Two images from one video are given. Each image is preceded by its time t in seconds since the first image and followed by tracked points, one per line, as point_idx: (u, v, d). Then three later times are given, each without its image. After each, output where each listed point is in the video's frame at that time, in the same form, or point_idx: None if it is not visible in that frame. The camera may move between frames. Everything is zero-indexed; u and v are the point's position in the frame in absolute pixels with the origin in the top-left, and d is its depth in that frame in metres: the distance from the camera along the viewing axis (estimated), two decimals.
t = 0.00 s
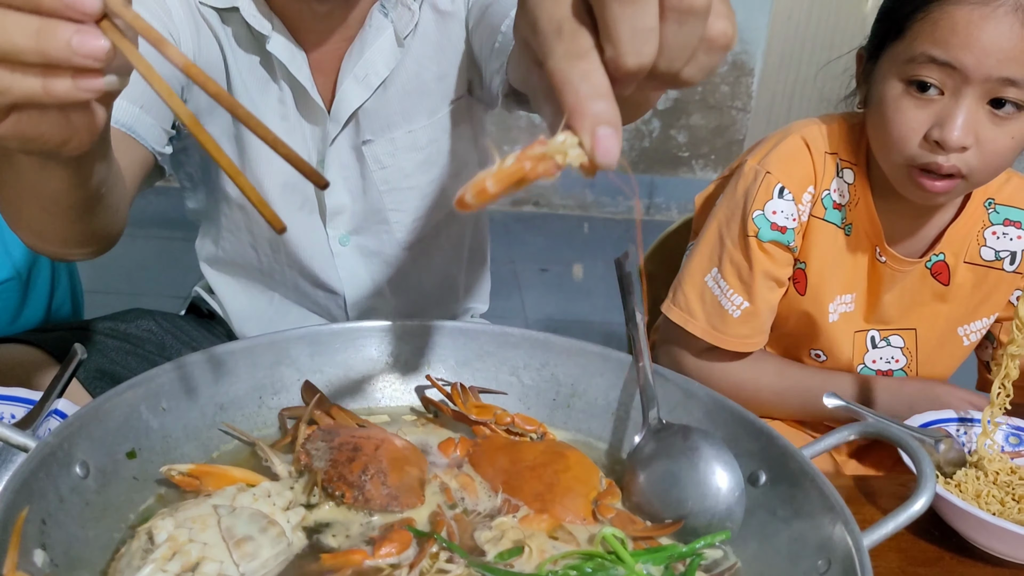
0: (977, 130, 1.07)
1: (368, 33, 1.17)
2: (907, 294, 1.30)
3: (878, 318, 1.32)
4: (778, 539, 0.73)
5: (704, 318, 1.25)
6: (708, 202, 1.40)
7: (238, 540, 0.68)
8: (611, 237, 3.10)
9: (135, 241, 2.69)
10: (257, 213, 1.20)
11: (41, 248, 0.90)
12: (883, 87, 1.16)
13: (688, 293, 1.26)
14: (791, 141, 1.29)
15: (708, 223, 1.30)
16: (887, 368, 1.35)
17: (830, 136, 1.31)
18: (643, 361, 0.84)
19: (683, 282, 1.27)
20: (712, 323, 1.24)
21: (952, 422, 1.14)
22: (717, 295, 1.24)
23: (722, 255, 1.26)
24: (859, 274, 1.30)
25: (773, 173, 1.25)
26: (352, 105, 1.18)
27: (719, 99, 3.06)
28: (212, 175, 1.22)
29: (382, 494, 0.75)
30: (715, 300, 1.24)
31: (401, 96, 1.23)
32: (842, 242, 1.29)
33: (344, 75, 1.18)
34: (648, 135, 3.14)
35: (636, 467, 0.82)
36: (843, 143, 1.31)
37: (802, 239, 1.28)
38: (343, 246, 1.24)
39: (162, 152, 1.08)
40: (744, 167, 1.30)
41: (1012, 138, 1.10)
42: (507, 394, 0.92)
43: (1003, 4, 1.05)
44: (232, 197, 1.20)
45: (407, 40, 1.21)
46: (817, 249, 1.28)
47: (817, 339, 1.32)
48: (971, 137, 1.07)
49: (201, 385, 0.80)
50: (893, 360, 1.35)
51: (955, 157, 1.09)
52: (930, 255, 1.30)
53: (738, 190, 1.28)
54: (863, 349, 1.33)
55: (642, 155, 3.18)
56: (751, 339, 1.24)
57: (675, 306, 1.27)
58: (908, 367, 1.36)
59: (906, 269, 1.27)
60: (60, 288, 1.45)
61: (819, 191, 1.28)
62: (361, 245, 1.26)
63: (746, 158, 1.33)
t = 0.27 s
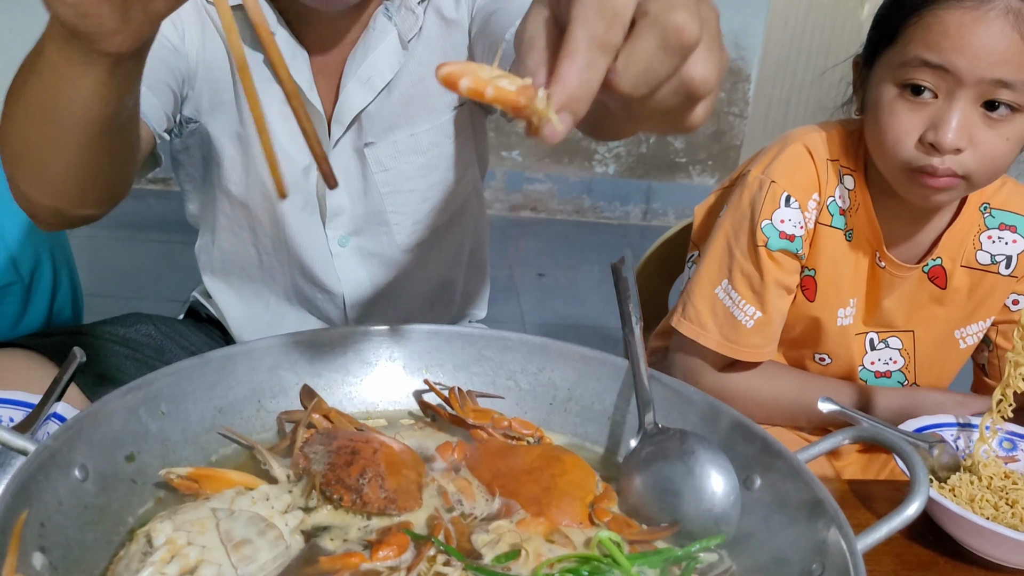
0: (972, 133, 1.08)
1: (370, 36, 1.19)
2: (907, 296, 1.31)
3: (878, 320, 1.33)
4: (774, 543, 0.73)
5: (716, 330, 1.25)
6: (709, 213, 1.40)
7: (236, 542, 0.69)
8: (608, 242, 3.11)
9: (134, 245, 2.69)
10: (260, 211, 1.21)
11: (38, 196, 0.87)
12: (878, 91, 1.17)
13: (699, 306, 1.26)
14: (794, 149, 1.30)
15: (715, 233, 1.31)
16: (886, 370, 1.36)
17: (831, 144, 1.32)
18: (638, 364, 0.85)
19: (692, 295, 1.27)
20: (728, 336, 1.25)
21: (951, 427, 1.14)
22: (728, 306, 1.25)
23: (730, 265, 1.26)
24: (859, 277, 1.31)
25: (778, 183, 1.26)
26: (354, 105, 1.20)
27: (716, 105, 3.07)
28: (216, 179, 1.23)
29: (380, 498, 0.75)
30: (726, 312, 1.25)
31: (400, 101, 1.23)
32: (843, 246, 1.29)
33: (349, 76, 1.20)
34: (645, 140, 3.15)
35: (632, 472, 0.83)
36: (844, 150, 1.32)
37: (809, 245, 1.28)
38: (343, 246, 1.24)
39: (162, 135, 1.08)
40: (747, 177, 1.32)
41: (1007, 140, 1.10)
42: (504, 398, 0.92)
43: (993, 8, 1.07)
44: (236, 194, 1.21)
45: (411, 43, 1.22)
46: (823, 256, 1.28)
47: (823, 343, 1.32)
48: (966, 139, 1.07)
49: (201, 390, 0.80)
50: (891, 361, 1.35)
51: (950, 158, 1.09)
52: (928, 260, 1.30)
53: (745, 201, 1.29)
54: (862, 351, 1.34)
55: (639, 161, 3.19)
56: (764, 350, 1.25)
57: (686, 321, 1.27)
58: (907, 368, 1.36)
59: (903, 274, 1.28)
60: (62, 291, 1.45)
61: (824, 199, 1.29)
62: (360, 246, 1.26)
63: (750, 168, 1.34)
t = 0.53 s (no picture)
0: (958, 134, 1.09)
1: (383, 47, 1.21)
2: (898, 299, 1.32)
3: (871, 320, 1.33)
4: (766, 547, 0.74)
5: (704, 327, 1.26)
6: (699, 215, 1.41)
7: (234, 547, 0.70)
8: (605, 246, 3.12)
9: (132, 248, 2.69)
10: (267, 210, 1.22)
11: (59, 167, 0.90)
12: (865, 95, 1.18)
13: (687, 304, 1.27)
14: (782, 150, 1.31)
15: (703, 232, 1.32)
16: (880, 370, 1.36)
17: (819, 147, 1.33)
18: (635, 371, 0.86)
19: (680, 291, 1.28)
20: (716, 332, 1.26)
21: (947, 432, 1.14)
22: (717, 304, 1.27)
23: (718, 264, 1.28)
24: (851, 278, 1.32)
25: (766, 184, 1.27)
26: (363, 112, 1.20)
27: (713, 109, 3.08)
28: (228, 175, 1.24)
29: (377, 502, 0.76)
30: (714, 308, 1.27)
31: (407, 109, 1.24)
32: (833, 248, 1.30)
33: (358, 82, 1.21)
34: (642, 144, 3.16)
35: (627, 476, 0.84)
36: (833, 153, 1.33)
37: (797, 245, 1.29)
38: (343, 247, 1.25)
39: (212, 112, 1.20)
40: (736, 177, 1.33)
41: (994, 142, 1.11)
42: (501, 403, 0.93)
43: (977, 12, 1.08)
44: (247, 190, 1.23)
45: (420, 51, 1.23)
46: (812, 255, 1.29)
47: (817, 345, 1.33)
48: (952, 142, 1.09)
49: (198, 392, 0.81)
50: (886, 361, 1.36)
51: (938, 161, 1.11)
52: (918, 260, 1.31)
53: (733, 199, 1.30)
54: (855, 351, 1.35)
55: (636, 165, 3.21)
56: (753, 348, 1.26)
57: (674, 319, 1.27)
58: (901, 368, 1.37)
59: (895, 276, 1.29)
60: (64, 297, 1.45)
61: (812, 200, 1.30)
62: (360, 248, 1.27)
63: (739, 168, 1.34)
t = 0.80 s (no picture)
0: (940, 133, 1.10)
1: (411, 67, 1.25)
2: (891, 297, 1.32)
3: (864, 320, 1.33)
4: (762, 549, 0.74)
5: (701, 335, 1.27)
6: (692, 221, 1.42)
7: (233, 549, 0.71)
8: (605, 248, 3.12)
9: (134, 250, 2.70)
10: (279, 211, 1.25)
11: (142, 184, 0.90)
12: (848, 96, 1.19)
13: (684, 312, 1.28)
14: (772, 156, 1.32)
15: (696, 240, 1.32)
16: (874, 368, 1.36)
17: (807, 150, 1.34)
18: (631, 374, 0.86)
19: (677, 301, 1.29)
20: (712, 339, 1.27)
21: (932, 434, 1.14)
22: (714, 312, 1.27)
23: (712, 271, 1.28)
24: (842, 278, 1.32)
25: (757, 189, 1.27)
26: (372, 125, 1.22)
27: (712, 112, 3.09)
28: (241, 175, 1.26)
29: (375, 504, 0.77)
30: (711, 317, 1.27)
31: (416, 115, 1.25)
32: (824, 249, 1.31)
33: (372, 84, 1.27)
34: (643, 147, 3.17)
35: (624, 479, 0.85)
36: (821, 155, 1.33)
37: (789, 250, 1.30)
38: (346, 246, 1.26)
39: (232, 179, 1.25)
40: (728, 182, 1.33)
41: (977, 139, 1.12)
42: (498, 405, 0.93)
43: (955, 11, 1.09)
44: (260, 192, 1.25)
45: (435, 54, 1.29)
46: (803, 257, 1.30)
47: (809, 347, 1.34)
48: (935, 140, 1.09)
49: (198, 395, 0.81)
50: (879, 359, 1.36)
51: (922, 160, 1.11)
52: (907, 259, 1.31)
53: (724, 208, 1.30)
54: (849, 350, 1.35)
55: (636, 167, 3.21)
56: (750, 353, 1.26)
57: (671, 327, 1.28)
58: (895, 366, 1.37)
59: (886, 276, 1.30)
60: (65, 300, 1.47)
61: (802, 204, 1.30)
62: (362, 250, 1.28)
63: (730, 174, 1.35)
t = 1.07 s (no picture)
0: (932, 130, 1.10)
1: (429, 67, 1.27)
2: (888, 298, 1.32)
3: (861, 322, 1.34)
4: (760, 550, 0.74)
5: (698, 339, 1.27)
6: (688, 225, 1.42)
7: (232, 550, 0.71)
8: (606, 250, 3.12)
9: (135, 252, 2.70)
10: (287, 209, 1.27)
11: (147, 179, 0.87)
12: (839, 95, 1.19)
13: (682, 317, 1.28)
14: (766, 160, 1.32)
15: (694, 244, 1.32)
16: (872, 369, 1.37)
17: (801, 152, 1.34)
18: (630, 378, 0.86)
19: (675, 307, 1.29)
20: (709, 343, 1.27)
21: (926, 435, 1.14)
22: (710, 316, 1.27)
23: (709, 275, 1.29)
24: (839, 280, 1.32)
25: (752, 194, 1.28)
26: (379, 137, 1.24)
27: (713, 114, 3.10)
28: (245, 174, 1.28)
29: (374, 506, 0.77)
30: (709, 321, 1.27)
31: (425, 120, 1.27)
32: (819, 251, 1.31)
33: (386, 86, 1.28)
34: (644, 149, 3.17)
35: (622, 480, 0.85)
36: (816, 157, 1.34)
37: (785, 253, 1.30)
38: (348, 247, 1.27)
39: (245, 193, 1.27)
40: (724, 186, 1.33)
41: (968, 136, 1.12)
42: (497, 407, 0.93)
43: (945, 10, 1.09)
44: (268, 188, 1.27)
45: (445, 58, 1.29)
46: (798, 259, 1.30)
47: (805, 350, 1.34)
48: (927, 137, 1.10)
49: (198, 398, 0.82)
50: (878, 360, 1.36)
51: (915, 157, 1.12)
52: (902, 260, 1.31)
53: (720, 214, 1.31)
54: (847, 351, 1.35)
55: (637, 169, 3.21)
56: (746, 357, 1.26)
57: (669, 332, 1.28)
58: (893, 367, 1.37)
59: (882, 277, 1.30)
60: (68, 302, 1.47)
61: (798, 207, 1.31)
62: (365, 251, 1.29)
63: (726, 178, 1.35)
